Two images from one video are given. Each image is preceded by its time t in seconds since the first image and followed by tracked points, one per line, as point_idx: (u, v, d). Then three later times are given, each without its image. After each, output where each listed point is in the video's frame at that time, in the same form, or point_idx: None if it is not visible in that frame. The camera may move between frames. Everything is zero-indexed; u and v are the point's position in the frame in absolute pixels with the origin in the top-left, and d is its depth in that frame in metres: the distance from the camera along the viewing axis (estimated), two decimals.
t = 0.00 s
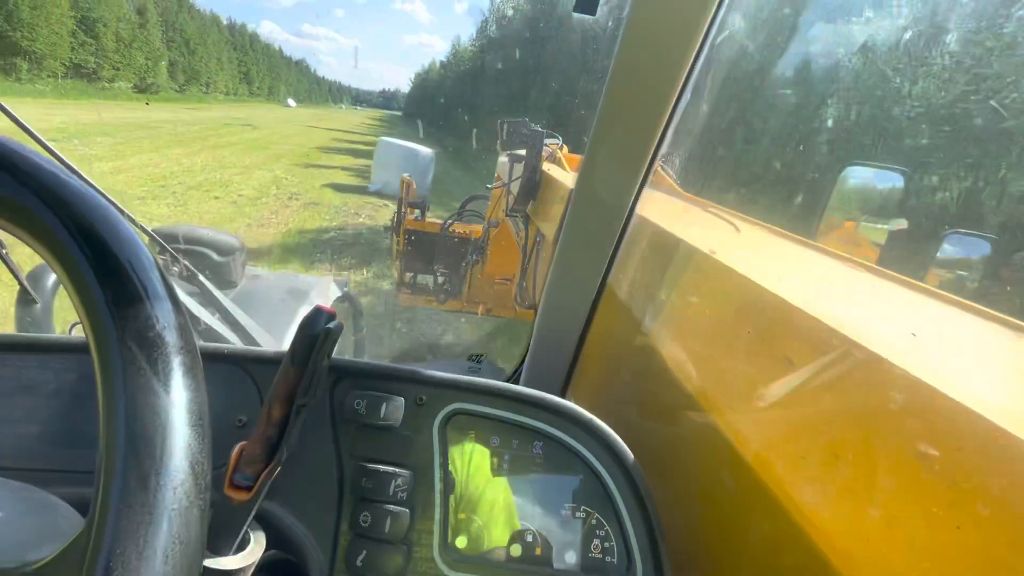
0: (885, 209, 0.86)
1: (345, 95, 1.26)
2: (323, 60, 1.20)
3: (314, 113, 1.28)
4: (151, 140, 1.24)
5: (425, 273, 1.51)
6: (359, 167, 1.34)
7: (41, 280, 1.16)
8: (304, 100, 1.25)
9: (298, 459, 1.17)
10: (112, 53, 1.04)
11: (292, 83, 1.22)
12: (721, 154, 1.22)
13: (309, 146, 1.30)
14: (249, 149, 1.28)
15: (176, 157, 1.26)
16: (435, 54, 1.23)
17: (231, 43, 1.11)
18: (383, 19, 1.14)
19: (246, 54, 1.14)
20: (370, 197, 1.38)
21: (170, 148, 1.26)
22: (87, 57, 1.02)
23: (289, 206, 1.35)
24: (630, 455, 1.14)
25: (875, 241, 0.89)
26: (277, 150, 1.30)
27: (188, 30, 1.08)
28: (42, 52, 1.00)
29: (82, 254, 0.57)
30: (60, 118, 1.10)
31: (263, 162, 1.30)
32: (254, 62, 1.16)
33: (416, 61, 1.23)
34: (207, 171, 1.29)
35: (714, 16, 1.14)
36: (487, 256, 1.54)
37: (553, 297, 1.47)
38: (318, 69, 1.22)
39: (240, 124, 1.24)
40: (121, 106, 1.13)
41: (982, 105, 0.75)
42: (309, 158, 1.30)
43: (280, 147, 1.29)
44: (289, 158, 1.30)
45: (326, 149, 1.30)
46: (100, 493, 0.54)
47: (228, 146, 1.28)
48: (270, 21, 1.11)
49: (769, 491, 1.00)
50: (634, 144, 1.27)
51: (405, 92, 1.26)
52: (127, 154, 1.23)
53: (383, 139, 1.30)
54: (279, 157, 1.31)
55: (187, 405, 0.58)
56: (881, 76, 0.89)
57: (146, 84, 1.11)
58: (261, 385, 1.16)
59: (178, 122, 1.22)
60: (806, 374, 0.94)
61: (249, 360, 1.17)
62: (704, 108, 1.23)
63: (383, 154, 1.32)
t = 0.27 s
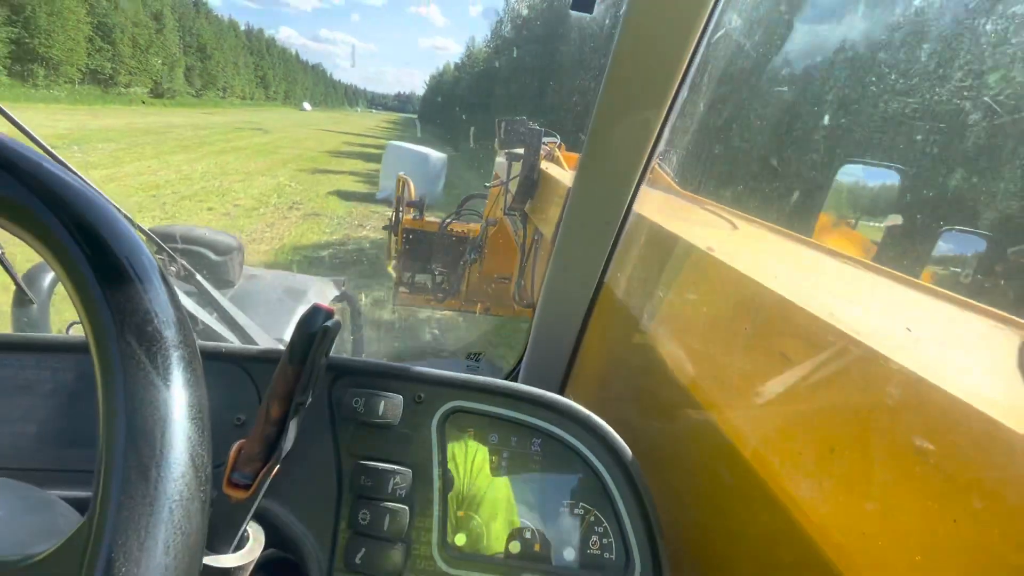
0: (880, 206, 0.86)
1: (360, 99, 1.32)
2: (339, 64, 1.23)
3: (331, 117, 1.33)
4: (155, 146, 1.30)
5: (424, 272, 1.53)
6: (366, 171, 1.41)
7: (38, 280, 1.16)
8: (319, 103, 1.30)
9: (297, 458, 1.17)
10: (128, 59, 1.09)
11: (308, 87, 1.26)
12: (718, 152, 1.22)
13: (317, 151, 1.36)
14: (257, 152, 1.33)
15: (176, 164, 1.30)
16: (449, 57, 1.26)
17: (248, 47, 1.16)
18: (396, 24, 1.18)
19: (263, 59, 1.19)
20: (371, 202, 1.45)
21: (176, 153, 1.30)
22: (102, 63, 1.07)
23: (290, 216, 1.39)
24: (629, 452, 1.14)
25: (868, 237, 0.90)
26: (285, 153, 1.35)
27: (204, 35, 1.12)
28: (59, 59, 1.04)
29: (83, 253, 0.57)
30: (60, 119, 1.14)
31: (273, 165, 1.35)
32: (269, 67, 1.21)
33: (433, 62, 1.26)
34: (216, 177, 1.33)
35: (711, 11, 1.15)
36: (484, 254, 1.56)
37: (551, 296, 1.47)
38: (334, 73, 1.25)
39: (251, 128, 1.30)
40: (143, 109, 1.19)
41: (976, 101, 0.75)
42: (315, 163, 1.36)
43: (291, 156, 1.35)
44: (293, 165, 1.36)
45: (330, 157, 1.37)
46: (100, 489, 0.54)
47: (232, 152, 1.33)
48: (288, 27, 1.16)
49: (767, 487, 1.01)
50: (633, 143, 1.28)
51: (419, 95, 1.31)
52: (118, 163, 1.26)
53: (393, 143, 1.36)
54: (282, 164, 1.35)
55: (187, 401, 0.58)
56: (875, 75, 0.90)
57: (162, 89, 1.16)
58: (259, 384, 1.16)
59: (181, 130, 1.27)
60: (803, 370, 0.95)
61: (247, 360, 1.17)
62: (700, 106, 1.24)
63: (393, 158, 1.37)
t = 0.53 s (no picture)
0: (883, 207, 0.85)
1: (375, 102, 1.30)
2: (355, 67, 1.23)
3: (348, 120, 1.34)
4: (157, 152, 1.29)
5: (419, 273, 1.50)
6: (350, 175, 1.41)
7: (30, 285, 1.15)
8: (334, 107, 1.30)
9: (293, 463, 1.16)
10: (144, 63, 1.10)
11: (324, 91, 1.27)
12: (715, 152, 1.22)
13: (327, 154, 1.38)
14: (265, 157, 1.34)
15: (175, 171, 1.31)
16: (463, 59, 1.24)
17: (263, 51, 1.17)
18: (411, 27, 1.18)
19: (278, 64, 1.21)
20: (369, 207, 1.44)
21: (170, 160, 1.30)
22: (118, 69, 1.09)
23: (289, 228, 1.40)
24: (626, 454, 1.14)
25: (865, 237, 0.90)
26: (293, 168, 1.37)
27: (219, 41, 1.13)
28: (75, 65, 1.04)
29: (74, 262, 0.56)
30: (66, 124, 1.13)
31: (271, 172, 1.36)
32: (285, 71, 1.23)
33: (446, 64, 1.25)
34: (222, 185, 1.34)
35: (706, 16, 1.13)
36: (482, 256, 1.50)
37: (548, 297, 1.46)
38: (349, 75, 1.25)
39: (261, 132, 1.31)
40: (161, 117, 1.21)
41: (974, 103, 0.75)
42: (321, 169, 1.38)
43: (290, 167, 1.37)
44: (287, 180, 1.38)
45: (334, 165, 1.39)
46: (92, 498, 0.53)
47: (228, 159, 1.33)
48: (303, 32, 1.17)
49: (765, 488, 1.01)
50: (628, 146, 1.27)
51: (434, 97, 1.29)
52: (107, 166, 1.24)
53: (399, 146, 1.36)
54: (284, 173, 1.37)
55: (180, 409, 0.57)
56: (871, 74, 0.89)
57: (179, 94, 1.18)
58: (255, 388, 1.16)
59: (182, 139, 1.29)
60: (801, 371, 0.95)
61: (244, 364, 1.16)
62: (697, 106, 1.23)
63: (404, 161, 1.37)
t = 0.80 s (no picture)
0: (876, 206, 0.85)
1: (391, 104, 1.32)
2: (370, 71, 1.26)
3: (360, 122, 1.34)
4: (161, 157, 1.29)
5: (417, 276, 1.45)
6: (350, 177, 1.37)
7: (26, 287, 1.15)
8: (349, 110, 1.32)
9: (291, 464, 1.17)
10: (163, 69, 1.13)
11: (339, 94, 1.29)
12: (711, 153, 1.22)
13: (338, 158, 1.36)
14: (276, 162, 1.35)
15: (175, 178, 1.30)
16: (479, 62, 1.26)
17: (279, 56, 1.20)
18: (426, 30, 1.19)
19: (295, 69, 1.24)
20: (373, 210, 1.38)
21: (174, 166, 1.30)
22: (135, 74, 1.11)
23: (287, 238, 1.37)
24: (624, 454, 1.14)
25: (861, 237, 0.89)
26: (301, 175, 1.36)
27: (236, 45, 1.16)
28: (91, 70, 1.07)
29: (71, 264, 0.57)
30: (71, 131, 1.16)
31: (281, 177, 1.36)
32: (300, 75, 1.25)
33: (459, 67, 1.26)
34: (228, 191, 1.34)
35: (701, 18, 1.14)
36: (479, 259, 1.45)
37: (545, 297, 1.47)
38: (364, 79, 1.28)
39: (274, 136, 1.33)
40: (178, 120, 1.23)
41: (965, 105, 0.76)
42: (331, 175, 1.36)
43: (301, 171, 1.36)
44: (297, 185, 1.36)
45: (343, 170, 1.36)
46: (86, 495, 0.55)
47: (235, 167, 1.33)
48: (322, 35, 1.19)
49: (761, 488, 1.01)
50: (625, 147, 1.27)
51: (448, 99, 1.30)
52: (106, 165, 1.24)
53: (411, 151, 1.34)
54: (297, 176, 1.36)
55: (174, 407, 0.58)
56: (863, 75, 0.90)
57: (195, 98, 1.20)
58: (253, 389, 1.16)
59: (190, 144, 1.28)
60: (796, 371, 0.95)
61: (242, 364, 1.17)
62: (693, 108, 1.24)
63: (415, 166, 1.35)
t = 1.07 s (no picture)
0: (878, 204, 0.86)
1: (405, 107, 1.30)
2: (386, 74, 1.25)
3: (376, 124, 1.32)
4: (163, 163, 1.29)
5: (421, 273, 1.47)
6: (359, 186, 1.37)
7: (31, 282, 1.14)
8: (363, 113, 1.29)
9: (294, 459, 1.16)
10: (177, 74, 1.14)
11: (354, 98, 1.27)
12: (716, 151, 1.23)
13: (349, 163, 1.36)
14: (285, 165, 1.34)
15: (175, 187, 1.29)
16: (492, 63, 1.24)
17: (295, 59, 1.19)
18: (442, 33, 1.19)
19: (309, 71, 1.22)
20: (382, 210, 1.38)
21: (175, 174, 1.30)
22: (150, 78, 1.13)
23: (294, 241, 1.38)
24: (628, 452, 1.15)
25: (867, 235, 0.89)
26: (309, 181, 1.35)
27: (251, 49, 1.14)
28: (105, 74, 1.09)
29: (74, 254, 0.56)
30: (81, 136, 1.15)
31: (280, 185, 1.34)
32: (316, 78, 1.23)
33: (474, 69, 1.25)
34: (232, 198, 1.32)
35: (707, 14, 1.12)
36: (482, 256, 1.48)
37: (549, 295, 1.46)
38: (380, 82, 1.26)
39: (286, 139, 1.31)
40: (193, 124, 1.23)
41: (973, 102, 0.75)
42: (339, 180, 1.36)
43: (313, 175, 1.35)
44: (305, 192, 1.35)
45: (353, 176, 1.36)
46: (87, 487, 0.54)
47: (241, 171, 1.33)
48: (338, 40, 1.18)
49: (763, 484, 1.01)
50: (629, 144, 1.26)
51: (462, 101, 1.29)
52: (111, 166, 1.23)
53: (420, 154, 1.34)
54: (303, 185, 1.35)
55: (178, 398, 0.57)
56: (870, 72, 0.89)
57: (210, 102, 1.19)
58: (257, 384, 1.16)
59: (199, 148, 1.29)
60: (799, 370, 0.95)
61: (247, 360, 1.17)
62: (697, 105, 1.23)
63: (422, 170, 1.37)
